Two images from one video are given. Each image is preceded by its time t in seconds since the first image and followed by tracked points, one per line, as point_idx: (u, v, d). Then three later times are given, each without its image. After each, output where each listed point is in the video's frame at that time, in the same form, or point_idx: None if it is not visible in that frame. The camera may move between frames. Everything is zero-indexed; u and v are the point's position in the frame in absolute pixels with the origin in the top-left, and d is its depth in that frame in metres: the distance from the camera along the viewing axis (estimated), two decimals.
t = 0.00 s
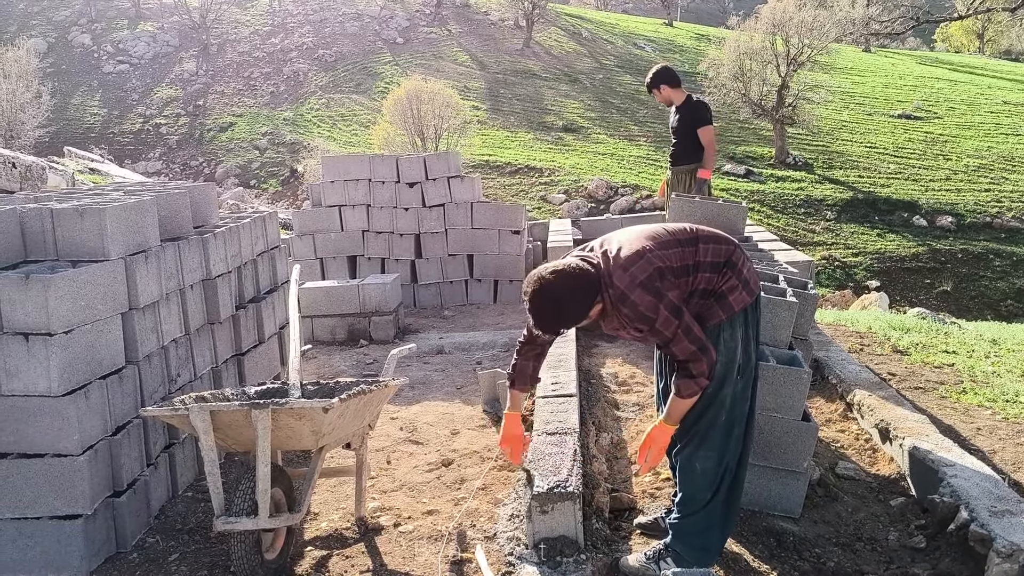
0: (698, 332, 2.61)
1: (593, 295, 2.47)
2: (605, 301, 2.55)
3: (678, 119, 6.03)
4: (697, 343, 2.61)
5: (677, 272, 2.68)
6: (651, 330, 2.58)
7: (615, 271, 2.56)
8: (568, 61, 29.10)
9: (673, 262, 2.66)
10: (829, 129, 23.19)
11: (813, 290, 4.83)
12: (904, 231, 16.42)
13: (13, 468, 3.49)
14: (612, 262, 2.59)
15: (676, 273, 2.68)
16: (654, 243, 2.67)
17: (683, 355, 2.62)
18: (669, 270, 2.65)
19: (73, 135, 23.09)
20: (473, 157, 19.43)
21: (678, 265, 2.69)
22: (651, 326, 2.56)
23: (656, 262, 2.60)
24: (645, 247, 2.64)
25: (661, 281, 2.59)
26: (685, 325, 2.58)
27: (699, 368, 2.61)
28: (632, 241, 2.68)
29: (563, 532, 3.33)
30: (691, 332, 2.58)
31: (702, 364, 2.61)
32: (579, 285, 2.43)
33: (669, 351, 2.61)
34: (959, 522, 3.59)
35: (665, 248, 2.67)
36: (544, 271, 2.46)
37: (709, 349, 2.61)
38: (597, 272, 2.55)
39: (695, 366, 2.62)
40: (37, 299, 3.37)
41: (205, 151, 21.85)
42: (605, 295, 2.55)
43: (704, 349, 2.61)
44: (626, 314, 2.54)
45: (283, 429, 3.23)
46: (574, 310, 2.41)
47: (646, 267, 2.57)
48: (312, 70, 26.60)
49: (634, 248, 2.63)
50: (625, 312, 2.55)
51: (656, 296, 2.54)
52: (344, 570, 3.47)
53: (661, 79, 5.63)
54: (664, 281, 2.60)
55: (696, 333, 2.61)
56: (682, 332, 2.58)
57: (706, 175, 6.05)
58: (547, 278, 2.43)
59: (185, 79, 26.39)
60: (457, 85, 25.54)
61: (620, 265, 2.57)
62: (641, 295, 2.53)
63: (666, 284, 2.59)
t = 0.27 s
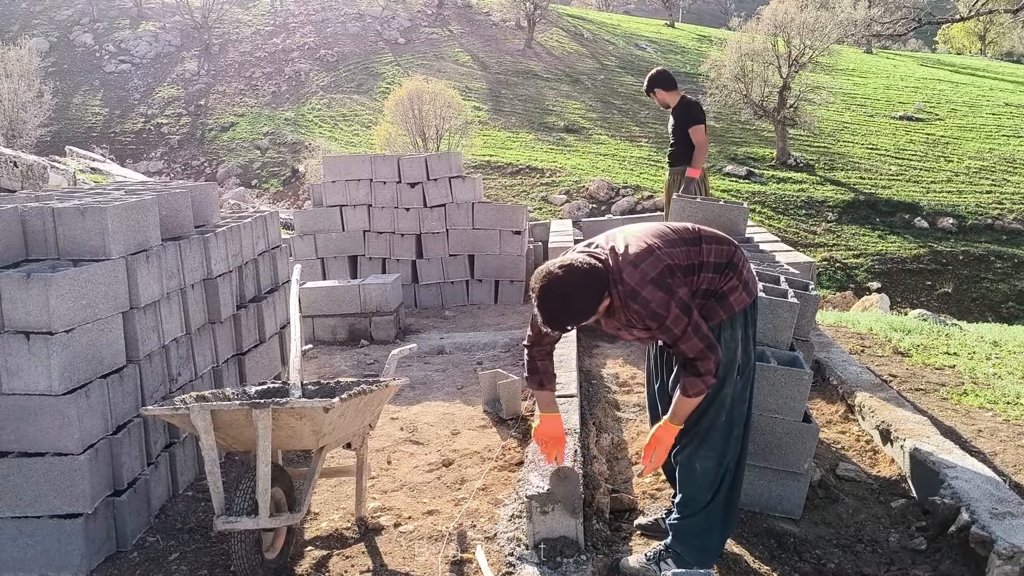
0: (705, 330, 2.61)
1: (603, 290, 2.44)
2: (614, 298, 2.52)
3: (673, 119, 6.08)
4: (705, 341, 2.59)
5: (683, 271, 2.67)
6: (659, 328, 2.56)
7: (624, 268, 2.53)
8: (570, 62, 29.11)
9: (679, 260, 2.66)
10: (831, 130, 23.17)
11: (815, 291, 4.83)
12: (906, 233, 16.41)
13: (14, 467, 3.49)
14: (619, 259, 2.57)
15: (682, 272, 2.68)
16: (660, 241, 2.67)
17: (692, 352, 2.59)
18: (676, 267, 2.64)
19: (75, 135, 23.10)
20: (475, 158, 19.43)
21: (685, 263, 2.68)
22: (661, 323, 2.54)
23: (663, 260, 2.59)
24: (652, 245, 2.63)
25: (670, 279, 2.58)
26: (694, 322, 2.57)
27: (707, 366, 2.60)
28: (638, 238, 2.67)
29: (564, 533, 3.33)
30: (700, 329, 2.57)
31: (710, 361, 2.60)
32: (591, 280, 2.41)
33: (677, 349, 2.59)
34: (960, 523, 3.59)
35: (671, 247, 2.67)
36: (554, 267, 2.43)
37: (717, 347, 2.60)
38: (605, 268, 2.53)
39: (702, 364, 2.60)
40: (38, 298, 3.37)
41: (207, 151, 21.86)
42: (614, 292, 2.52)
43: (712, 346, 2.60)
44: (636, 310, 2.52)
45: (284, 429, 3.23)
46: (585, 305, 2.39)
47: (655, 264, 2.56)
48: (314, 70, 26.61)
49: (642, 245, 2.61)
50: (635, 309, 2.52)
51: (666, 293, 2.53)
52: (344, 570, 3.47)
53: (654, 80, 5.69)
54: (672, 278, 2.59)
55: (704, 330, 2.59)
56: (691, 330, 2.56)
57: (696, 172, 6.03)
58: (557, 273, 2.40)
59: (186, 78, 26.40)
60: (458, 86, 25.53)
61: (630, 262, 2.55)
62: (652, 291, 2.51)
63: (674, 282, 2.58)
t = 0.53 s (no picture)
0: (706, 325, 2.60)
1: (600, 283, 2.46)
2: (611, 291, 2.52)
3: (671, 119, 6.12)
4: (706, 335, 2.57)
5: (683, 267, 2.67)
6: (660, 322, 2.55)
7: (624, 263, 2.54)
8: (570, 61, 29.09)
9: (679, 256, 2.66)
10: (831, 130, 23.16)
11: (814, 290, 4.83)
12: (906, 232, 16.41)
13: (13, 465, 3.49)
14: (619, 254, 2.58)
15: (683, 268, 2.67)
16: (660, 238, 2.67)
17: (693, 347, 2.58)
18: (676, 263, 2.64)
19: (75, 133, 23.08)
20: (475, 157, 19.41)
21: (685, 259, 2.68)
22: (661, 318, 2.52)
23: (663, 256, 2.60)
24: (651, 240, 2.63)
25: (670, 274, 2.57)
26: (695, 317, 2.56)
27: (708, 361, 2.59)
28: (638, 235, 2.68)
29: (563, 531, 3.33)
30: (701, 323, 2.56)
31: (711, 356, 2.58)
32: (588, 274, 2.43)
33: (678, 343, 2.58)
34: (959, 523, 3.59)
35: (670, 243, 2.67)
36: (550, 262, 2.46)
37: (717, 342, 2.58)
38: (603, 263, 2.53)
39: (703, 358, 2.59)
40: (38, 296, 3.36)
41: (207, 149, 21.84)
42: (612, 286, 2.51)
43: (714, 340, 2.58)
44: (636, 305, 2.51)
45: (283, 427, 3.23)
46: (580, 299, 2.40)
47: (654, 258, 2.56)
48: (314, 69, 26.58)
49: (641, 241, 2.62)
50: (634, 303, 2.51)
51: (667, 286, 2.52)
52: (343, 569, 3.47)
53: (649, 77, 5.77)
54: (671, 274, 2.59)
55: (705, 324, 2.57)
56: (692, 323, 2.55)
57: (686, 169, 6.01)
58: (554, 267, 2.42)
59: (186, 76, 26.37)
60: (458, 84, 25.50)
61: (629, 257, 2.55)
62: (653, 286, 2.50)
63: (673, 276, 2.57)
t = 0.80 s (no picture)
0: (696, 320, 2.60)
1: (587, 275, 2.49)
2: (598, 284, 2.54)
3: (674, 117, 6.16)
4: (695, 331, 2.58)
5: (678, 262, 2.67)
6: (649, 316, 2.57)
7: (614, 257, 2.56)
8: (568, 57, 29.05)
9: (674, 249, 2.66)
10: (829, 126, 23.15)
11: (813, 286, 4.84)
12: (904, 229, 16.41)
13: (11, 460, 3.49)
14: (611, 247, 2.60)
15: (678, 263, 2.68)
16: (655, 232, 2.67)
17: (683, 341, 2.59)
18: (668, 258, 2.64)
19: (73, 128, 23.03)
20: (473, 152, 19.38)
21: (680, 254, 2.68)
22: (649, 311, 2.55)
23: (656, 250, 2.60)
24: (646, 235, 2.64)
25: (660, 268, 2.58)
26: (683, 311, 2.56)
27: (697, 356, 2.59)
28: (633, 229, 2.69)
29: (561, 527, 3.33)
30: (690, 319, 2.56)
31: (699, 351, 2.59)
32: (575, 265, 2.47)
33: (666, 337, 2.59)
34: (957, 519, 3.60)
35: (665, 238, 2.67)
36: (538, 253, 2.50)
37: (708, 338, 2.59)
38: (591, 257, 2.56)
39: (692, 353, 2.60)
40: (34, 291, 3.35)
41: (204, 145, 21.80)
42: (601, 279, 2.54)
43: (704, 335, 2.58)
44: (624, 298, 2.53)
45: (280, 422, 3.22)
46: (563, 291, 2.45)
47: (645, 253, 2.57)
48: (312, 64, 26.52)
49: (634, 235, 2.63)
50: (622, 297, 2.54)
51: (656, 281, 2.53)
52: (341, 564, 3.47)
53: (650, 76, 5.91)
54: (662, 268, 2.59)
55: (695, 319, 2.58)
56: (680, 318, 2.56)
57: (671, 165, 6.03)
58: (542, 259, 2.46)
59: (184, 72, 26.31)
60: (457, 80, 25.46)
61: (620, 252, 2.56)
62: (640, 280, 2.51)
63: (665, 271, 2.58)
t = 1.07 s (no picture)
0: (677, 313, 2.61)
1: (564, 265, 2.54)
2: (576, 275, 2.60)
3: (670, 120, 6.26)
4: (675, 323, 2.59)
5: (662, 257, 2.69)
6: (627, 308, 2.60)
7: (595, 249, 2.61)
8: (565, 53, 29.03)
9: (658, 243, 2.68)
10: (825, 122, 23.18)
11: (809, 283, 4.85)
12: (899, 225, 16.44)
13: (6, 457, 3.48)
14: (594, 240, 2.64)
15: (663, 258, 2.70)
16: (641, 227, 2.70)
17: (660, 334, 2.60)
18: (652, 252, 2.66)
19: (67, 124, 22.95)
20: (469, 149, 19.36)
21: (666, 249, 2.70)
22: (624, 302, 2.57)
23: (638, 243, 2.63)
24: (631, 228, 2.67)
25: (641, 261, 2.60)
26: (662, 304, 2.58)
27: (675, 349, 2.60)
28: (620, 224, 2.72)
29: (557, 523, 3.34)
30: (667, 311, 2.57)
31: (678, 344, 2.59)
32: (551, 255, 2.52)
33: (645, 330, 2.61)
34: (952, 514, 3.61)
35: (651, 231, 2.69)
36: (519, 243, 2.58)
37: (688, 331, 2.60)
38: (572, 249, 2.61)
39: (670, 346, 2.61)
40: (30, 288, 3.35)
41: (200, 141, 21.74)
42: (580, 271, 2.59)
43: (683, 329, 2.59)
44: (601, 289, 2.58)
45: (277, 419, 3.22)
46: (539, 279, 2.51)
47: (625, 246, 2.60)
48: (308, 60, 26.45)
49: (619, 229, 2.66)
50: (600, 288, 2.58)
51: (632, 272, 2.56)
52: (338, 561, 3.47)
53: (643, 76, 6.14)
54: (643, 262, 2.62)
55: (673, 312, 2.59)
56: (657, 310, 2.58)
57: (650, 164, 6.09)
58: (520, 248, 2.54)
59: (179, 68, 26.22)
60: (453, 76, 25.42)
61: (601, 244, 2.61)
62: (615, 271, 2.55)
63: (644, 264, 2.60)
